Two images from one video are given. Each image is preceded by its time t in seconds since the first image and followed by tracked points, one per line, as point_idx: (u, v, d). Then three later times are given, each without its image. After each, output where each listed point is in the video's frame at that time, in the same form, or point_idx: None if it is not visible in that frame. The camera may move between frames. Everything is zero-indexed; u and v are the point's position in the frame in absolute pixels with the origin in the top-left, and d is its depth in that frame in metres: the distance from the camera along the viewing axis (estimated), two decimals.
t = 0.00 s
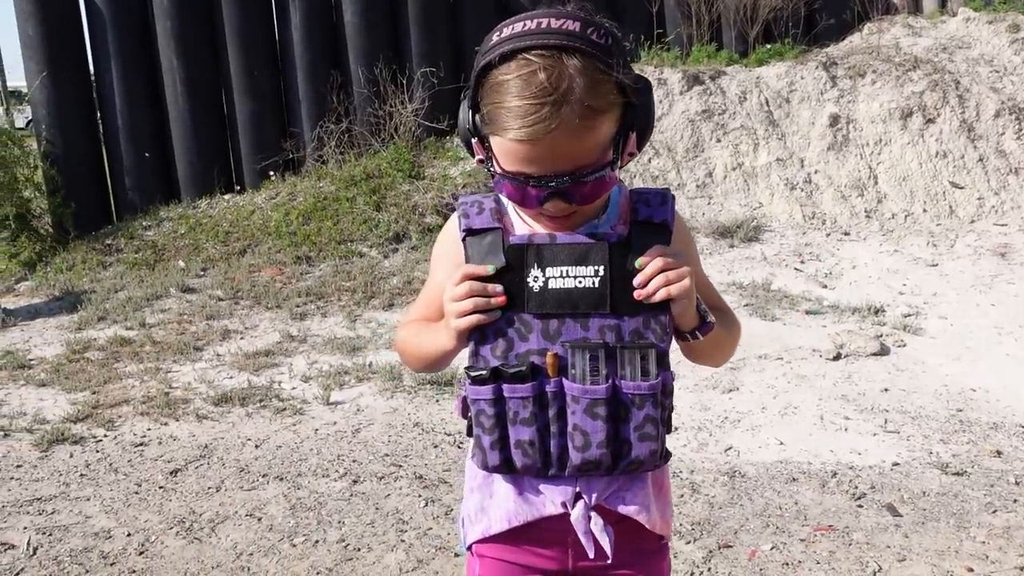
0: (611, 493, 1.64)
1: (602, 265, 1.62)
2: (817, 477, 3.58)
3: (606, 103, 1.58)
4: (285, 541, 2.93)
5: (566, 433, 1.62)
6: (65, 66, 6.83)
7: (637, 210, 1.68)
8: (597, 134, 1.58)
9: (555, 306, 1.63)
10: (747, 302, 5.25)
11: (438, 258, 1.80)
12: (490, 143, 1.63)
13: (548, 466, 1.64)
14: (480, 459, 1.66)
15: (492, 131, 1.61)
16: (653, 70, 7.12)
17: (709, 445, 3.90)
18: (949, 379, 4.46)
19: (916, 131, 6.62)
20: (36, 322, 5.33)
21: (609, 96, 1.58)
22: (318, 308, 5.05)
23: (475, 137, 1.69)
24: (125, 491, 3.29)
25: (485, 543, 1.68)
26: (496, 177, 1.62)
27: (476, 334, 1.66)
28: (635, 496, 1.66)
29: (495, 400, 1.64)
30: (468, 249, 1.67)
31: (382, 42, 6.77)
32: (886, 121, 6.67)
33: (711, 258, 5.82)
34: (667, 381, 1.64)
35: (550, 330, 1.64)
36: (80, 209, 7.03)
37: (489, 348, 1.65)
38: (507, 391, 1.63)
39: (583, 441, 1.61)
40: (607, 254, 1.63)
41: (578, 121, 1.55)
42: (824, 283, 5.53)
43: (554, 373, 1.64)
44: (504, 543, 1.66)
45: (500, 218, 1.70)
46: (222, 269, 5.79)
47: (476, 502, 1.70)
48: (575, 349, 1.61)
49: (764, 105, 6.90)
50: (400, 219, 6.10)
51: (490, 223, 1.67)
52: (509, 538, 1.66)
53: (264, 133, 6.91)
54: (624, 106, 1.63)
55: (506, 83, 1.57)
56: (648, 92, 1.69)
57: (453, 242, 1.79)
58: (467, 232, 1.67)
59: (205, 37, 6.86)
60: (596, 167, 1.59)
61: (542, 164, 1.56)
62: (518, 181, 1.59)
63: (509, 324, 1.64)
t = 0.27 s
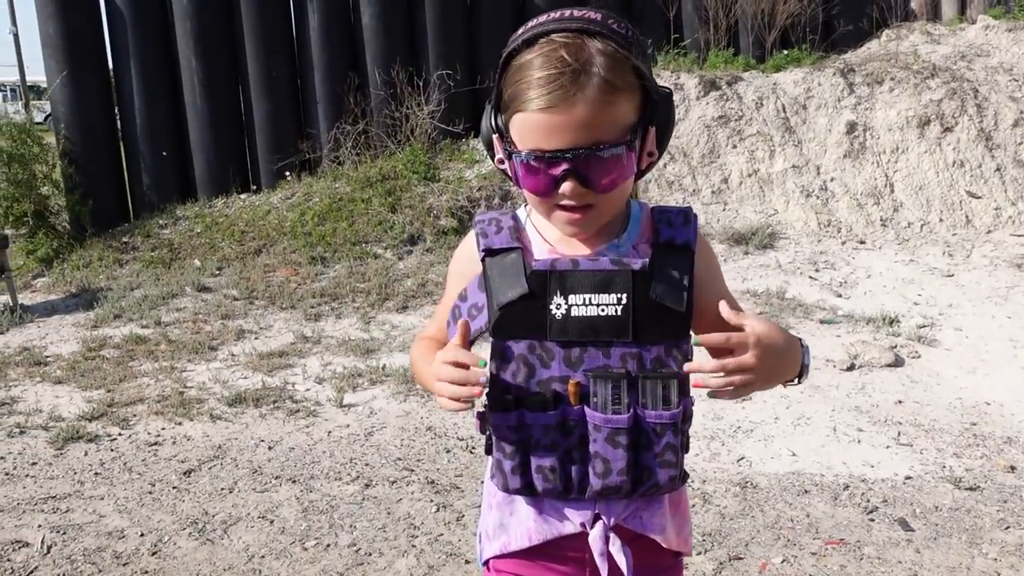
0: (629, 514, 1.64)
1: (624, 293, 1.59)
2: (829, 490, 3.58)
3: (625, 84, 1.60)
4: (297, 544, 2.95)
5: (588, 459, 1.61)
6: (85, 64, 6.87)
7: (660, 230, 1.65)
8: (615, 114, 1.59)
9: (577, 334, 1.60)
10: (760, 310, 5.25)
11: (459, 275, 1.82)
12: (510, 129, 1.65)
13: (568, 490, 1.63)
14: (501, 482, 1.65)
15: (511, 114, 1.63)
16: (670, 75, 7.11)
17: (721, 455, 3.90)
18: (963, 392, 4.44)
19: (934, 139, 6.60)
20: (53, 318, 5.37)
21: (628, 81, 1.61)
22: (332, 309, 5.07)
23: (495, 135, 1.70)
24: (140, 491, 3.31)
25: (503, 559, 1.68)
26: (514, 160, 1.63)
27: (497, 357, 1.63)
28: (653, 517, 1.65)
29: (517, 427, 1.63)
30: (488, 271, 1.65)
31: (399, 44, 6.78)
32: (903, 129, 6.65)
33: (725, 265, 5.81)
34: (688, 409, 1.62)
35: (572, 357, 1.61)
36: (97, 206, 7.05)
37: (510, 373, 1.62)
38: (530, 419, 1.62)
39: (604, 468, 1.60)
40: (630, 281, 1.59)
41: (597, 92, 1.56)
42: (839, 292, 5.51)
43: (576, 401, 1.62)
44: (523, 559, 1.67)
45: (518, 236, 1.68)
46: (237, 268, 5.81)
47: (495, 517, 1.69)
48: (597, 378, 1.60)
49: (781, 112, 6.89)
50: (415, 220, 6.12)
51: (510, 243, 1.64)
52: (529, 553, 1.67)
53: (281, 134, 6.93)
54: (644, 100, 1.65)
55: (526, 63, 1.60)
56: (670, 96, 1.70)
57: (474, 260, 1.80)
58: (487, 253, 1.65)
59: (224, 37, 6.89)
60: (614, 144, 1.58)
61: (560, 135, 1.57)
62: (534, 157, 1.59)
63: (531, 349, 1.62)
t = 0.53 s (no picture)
0: (641, 518, 1.62)
1: (645, 315, 1.54)
2: (839, 497, 3.59)
3: (651, 64, 1.61)
4: (309, 536, 2.98)
5: (603, 472, 1.57)
6: (109, 56, 6.92)
7: (680, 246, 1.60)
8: (639, 79, 1.58)
9: (597, 356, 1.54)
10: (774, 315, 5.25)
11: (467, 272, 1.70)
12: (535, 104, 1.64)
13: (585, 498, 1.58)
14: (517, 489, 1.61)
15: (538, 87, 1.63)
16: (689, 77, 7.10)
17: (731, 459, 3.92)
18: (977, 402, 4.44)
19: (954, 147, 6.57)
20: (73, 306, 5.43)
21: (654, 66, 1.62)
22: (348, 304, 5.10)
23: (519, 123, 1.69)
24: (156, 480, 3.36)
25: (518, 553, 1.67)
26: (536, 123, 1.61)
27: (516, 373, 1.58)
28: (664, 521, 1.64)
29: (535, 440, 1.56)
30: (508, 285, 1.59)
31: (420, 42, 6.81)
32: (923, 136, 6.63)
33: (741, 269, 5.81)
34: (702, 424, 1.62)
35: (591, 377, 1.56)
36: (118, 197, 7.08)
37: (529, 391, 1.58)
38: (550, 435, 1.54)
39: (620, 481, 1.56)
40: (651, 303, 1.54)
41: (623, 55, 1.58)
42: (853, 299, 5.51)
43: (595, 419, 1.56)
44: (537, 556, 1.66)
45: (540, 248, 1.63)
46: (255, 261, 5.86)
47: (510, 515, 1.67)
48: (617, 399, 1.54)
49: (800, 116, 6.87)
50: (432, 217, 6.15)
51: (531, 259, 1.59)
52: (542, 551, 1.65)
53: (301, 129, 6.97)
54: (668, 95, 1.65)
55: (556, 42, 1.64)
56: (692, 102, 1.70)
57: (488, 258, 1.68)
58: (508, 267, 1.59)
59: (247, 32, 6.94)
60: (634, 103, 1.56)
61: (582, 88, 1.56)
62: (555, 110, 1.57)
63: (551, 368, 1.57)
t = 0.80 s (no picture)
0: (641, 530, 1.65)
1: (645, 332, 1.56)
2: (848, 501, 3.60)
3: (651, 77, 1.66)
4: (322, 536, 3.02)
5: (603, 485, 1.60)
6: (128, 58, 7.00)
7: (680, 264, 1.62)
8: (639, 92, 1.63)
9: (598, 371, 1.57)
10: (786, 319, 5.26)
11: (475, 283, 1.74)
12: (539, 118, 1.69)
13: (585, 509, 1.62)
14: (521, 498, 1.66)
15: (542, 102, 1.68)
16: (703, 80, 7.11)
17: (741, 463, 3.94)
18: (989, 407, 4.44)
19: (969, 151, 6.56)
20: (91, 307, 5.49)
21: (654, 78, 1.67)
22: (362, 306, 5.15)
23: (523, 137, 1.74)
24: (172, 479, 3.40)
25: (521, 556, 1.70)
26: (540, 137, 1.65)
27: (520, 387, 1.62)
28: (664, 533, 1.67)
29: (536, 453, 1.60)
30: (514, 299, 1.62)
31: (435, 45, 6.85)
32: (938, 140, 6.62)
33: (753, 273, 5.82)
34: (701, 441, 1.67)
35: (592, 392, 1.59)
36: (136, 198, 7.17)
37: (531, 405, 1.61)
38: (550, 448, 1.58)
39: (619, 496, 1.59)
40: (651, 322, 1.56)
41: (623, 68, 1.63)
42: (866, 303, 5.51)
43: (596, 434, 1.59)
44: (539, 562, 1.69)
45: (546, 263, 1.66)
46: (270, 263, 5.91)
47: (513, 521, 1.71)
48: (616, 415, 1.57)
49: (814, 120, 6.87)
50: (446, 220, 6.18)
51: (537, 274, 1.63)
52: (544, 557, 1.69)
53: (316, 132, 7.02)
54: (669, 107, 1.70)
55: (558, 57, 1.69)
56: (693, 114, 1.75)
57: (498, 271, 1.72)
58: (516, 282, 1.63)
59: (263, 36, 7.00)
60: (636, 116, 1.61)
61: (585, 100, 1.61)
62: (558, 124, 1.62)
63: (553, 382, 1.60)
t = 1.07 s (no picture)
0: (646, 521, 1.67)
1: (648, 319, 1.56)
2: (856, 498, 3.63)
3: (654, 80, 1.68)
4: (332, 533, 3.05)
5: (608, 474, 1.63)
6: (141, 60, 7.05)
7: (682, 255, 1.65)
8: (643, 96, 1.65)
9: (601, 359, 1.58)
10: (796, 318, 5.26)
11: (484, 280, 1.78)
12: (542, 120, 1.71)
13: (590, 500, 1.64)
14: (525, 490, 1.67)
15: (546, 104, 1.70)
16: (714, 79, 7.10)
17: (750, 460, 3.97)
18: (999, 405, 4.44)
19: (981, 149, 6.55)
20: (105, 307, 5.55)
21: (657, 81, 1.69)
22: (373, 306, 5.18)
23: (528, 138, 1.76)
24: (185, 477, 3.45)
25: (526, 552, 1.73)
26: (545, 139, 1.67)
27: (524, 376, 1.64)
28: (669, 524, 1.68)
29: (541, 443, 1.63)
30: (518, 290, 1.64)
31: (445, 46, 6.88)
32: (950, 138, 6.61)
33: (763, 272, 5.83)
34: (703, 429, 1.64)
35: (596, 379, 1.59)
36: (150, 199, 7.24)
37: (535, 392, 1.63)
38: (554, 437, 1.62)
39: (623, 484, 1.61)
40: (654, 309, 1.56)
41: (628, 72, 1.65)
42: (876, 301, 5.51)
43: (599, 421, 1.62)
44: (544, 556, 1.72)
45: (550, 256, 1.68)
46: (282, 263, 5.96)
47: (518, 517, 1.74)
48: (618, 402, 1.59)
49: (825, 118, 6.85)
50: (456, 219, 6.21)
51: (540, 266, 1.65)
52: (549, 551, 1.71)
53: (328, 132, 7.06)
54: (671, 107, 1.72)
55: (562, 58, 1.71)
56: (694, 116, 1.78)
57: (502, 267, 1.76)
58: (518, 273, 1.65)
59: (275, 37, 7.05)
60: (640, 120, 1.63)
61: (589, 107, 1.63)
62: (564, 129, 1.64)
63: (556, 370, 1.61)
